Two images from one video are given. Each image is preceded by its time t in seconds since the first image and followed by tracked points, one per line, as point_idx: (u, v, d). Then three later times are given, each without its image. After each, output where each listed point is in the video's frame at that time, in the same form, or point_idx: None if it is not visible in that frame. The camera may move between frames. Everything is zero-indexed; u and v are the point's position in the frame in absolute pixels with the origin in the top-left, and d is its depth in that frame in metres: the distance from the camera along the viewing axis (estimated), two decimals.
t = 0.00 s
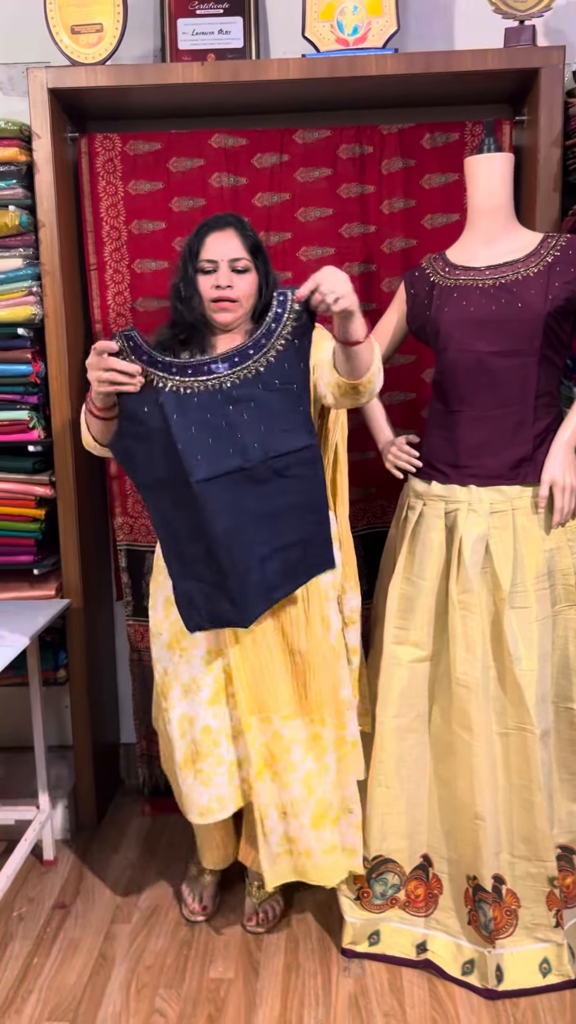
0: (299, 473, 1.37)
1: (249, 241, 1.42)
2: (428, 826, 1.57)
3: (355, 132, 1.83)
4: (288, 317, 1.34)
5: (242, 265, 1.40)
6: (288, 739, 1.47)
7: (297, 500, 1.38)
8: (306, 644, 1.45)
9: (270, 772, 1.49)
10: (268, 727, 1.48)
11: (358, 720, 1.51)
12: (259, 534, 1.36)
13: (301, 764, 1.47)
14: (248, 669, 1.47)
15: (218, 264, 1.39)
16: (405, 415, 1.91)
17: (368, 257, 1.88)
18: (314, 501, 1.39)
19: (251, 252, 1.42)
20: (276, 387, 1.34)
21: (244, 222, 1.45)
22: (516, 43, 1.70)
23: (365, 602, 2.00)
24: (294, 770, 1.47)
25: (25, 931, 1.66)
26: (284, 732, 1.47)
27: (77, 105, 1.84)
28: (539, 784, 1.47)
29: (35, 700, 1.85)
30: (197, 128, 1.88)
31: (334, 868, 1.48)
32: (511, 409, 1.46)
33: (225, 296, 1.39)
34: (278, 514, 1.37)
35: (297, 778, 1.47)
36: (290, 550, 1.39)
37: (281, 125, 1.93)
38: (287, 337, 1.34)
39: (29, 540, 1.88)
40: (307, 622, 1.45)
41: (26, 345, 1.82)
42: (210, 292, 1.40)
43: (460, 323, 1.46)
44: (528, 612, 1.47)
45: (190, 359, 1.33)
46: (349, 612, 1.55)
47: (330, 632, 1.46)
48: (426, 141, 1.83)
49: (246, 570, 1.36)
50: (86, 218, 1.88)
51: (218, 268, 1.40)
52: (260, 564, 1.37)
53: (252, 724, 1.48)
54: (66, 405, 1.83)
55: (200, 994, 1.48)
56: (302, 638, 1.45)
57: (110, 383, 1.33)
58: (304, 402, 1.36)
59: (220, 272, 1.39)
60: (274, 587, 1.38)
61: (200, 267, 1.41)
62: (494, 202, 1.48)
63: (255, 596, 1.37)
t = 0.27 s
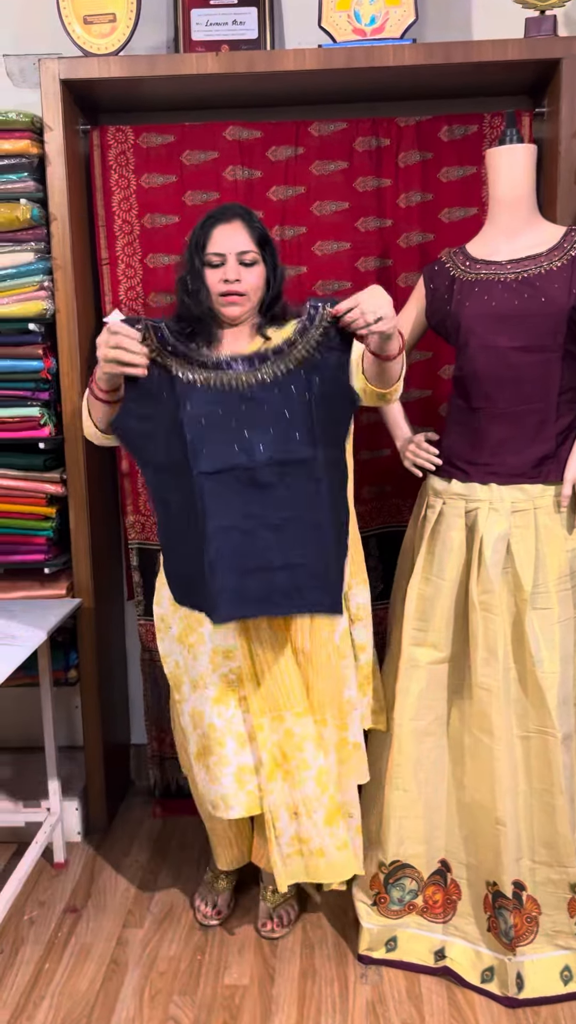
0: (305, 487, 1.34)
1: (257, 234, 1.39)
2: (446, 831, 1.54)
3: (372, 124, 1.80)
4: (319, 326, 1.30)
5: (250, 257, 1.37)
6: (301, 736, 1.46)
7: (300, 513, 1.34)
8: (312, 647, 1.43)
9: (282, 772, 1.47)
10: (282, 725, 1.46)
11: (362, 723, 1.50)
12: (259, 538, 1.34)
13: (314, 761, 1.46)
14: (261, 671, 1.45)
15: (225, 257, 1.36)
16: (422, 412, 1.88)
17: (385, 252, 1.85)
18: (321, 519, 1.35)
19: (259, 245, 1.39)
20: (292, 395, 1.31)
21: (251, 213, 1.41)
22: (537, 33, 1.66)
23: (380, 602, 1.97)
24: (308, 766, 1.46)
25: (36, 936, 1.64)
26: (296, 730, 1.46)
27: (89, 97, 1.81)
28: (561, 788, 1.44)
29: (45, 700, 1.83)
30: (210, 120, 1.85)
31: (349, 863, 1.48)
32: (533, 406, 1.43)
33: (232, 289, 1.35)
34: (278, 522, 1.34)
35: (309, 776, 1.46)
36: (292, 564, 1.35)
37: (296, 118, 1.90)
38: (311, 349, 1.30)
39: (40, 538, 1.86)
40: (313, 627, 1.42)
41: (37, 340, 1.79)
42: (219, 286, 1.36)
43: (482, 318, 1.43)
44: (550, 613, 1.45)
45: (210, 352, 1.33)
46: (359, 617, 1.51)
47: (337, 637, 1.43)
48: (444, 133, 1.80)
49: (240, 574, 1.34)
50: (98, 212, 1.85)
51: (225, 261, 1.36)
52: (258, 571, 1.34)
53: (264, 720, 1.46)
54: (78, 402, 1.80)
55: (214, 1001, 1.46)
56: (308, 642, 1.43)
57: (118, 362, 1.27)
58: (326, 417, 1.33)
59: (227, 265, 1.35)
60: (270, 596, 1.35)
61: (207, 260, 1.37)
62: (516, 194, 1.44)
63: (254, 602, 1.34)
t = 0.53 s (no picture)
0: (302, 472, 1.26)
1: (259, 220, 1.35)
2: (465, 834, 1.50)
3: (389, 110, 1.76)
4: (315, 319, 1.27)
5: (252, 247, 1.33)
6: (282, 744, 1.42)
7: (295, 504, 1.27)
8: (302, 653, 1.39)
9: (260, 780, 1.43)
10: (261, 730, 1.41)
11: (348, 730, 1.50)
12: (246, 527, 1.28)
13: (294, 770, 1.42)
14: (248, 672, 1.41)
15: (227, 247, 1.32)
16: (439, 405, 1.84)
17: (401, 242, 1.81)
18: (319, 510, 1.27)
19: (263, 231, 1.35)
20: (289, 380, 1.25)
21: (253, 199, 1.37)
22: (560, 16, 1.62)
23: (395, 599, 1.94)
24: (287, 776, 1.42)
25: (45, 939, 1.61)
26: (278, 737, 1.41)
27: (100, 83, 1.77)
28: None
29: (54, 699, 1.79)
30: (223, 107, 1.81)
31: (320, 880, 1.47)
32: (557, 400, 1.40)
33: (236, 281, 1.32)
34: (269, 512, 1.27)
35: (288, 784, 1.42)
36: (284, 556, 1.28)
37: (311, 104, 1.86)
38: (308, 341, 1.26)
39: (49, 533, 1.82)
40: (307, 637, 1.39)
41: (47, 331, 1.76)
42: (221, 277, 1.33)
43: (505, 309, 1.39)
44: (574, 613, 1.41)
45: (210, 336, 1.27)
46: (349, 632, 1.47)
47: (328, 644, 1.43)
48: (464, 120, 1.76)
49: (227, 565, 1.28)
50: (108, 201, 1.81)
51: (226, 252, 1.32)
52: (245, 562, 1.29)
53: (247, 725, 1.41)
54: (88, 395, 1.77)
55: (227, 1008, 1.43)
56: (299, 648, 1.39)
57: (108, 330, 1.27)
58: (325, 406, 1.26)
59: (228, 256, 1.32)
60: (258, 595, 1.29)
61: (208, 251, 1.33)
62: (540, 181, 1.40)
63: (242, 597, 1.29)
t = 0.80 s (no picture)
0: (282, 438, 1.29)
1: (247, 209, 1.30)
2: (477, 846, 1.44)
3: (400, 91, 1.69)
4: (296, 302, 1.31)
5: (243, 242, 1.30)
6: (246, 761, 1.36)
7: (276, 461, 1.29)
8: (281, 662, 1.37)
9: (223, 794, 1.38)
10: (228, 747, 1.36)
11: (334, 740, 1.42)
12: (230, 481, 1.27)
13: (255, 789, 1.36)
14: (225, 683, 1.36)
15: (216, 242, 1.29)
16: (449, 398, 1.78)
17: (412, 228, 1.74)
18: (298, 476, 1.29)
19: (252, 222, 1.31)
20: (271, 357, 1.28)
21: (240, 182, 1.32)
22: None
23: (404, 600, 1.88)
24: (247, 794, 1.36)
25: (40, 951, 1.55)
26: (243, 753, 1.36)
27: (99, 63, 1.70)
28: None
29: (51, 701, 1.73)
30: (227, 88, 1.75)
31: (265, 908, 1.38)
32: None
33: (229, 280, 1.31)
34: (251, 468, 1.28)
35: (247, 804, 1.36)
36: (265, 509, 1.28)
37: (318, 86, 1.79)
38: (289, 317, 1.30)
39: (47, 530, 1.77)
40: (286, 640, 1.37)
41: (44, 322, 1.69)
42: (211, 274, 1.31)
43: (522, 297, 1.32)
44: None
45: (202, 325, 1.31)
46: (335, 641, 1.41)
47: (315, 648, 1.37)
48: (477, 101, 1.69)
49: (214, 512, 1.26)
50: (108, 186, 1.75)
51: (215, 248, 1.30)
52: (228, 510, 1.27)
53: (220, 733, 1.38)
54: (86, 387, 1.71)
55: None
56: (276, 655, 1.37)
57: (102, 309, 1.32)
58: (305, 374, 1.28)
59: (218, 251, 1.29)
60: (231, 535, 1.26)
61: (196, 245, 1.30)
62: (559, 163, 1.33)
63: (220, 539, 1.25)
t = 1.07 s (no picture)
0: (275, 448, 1.27)
1: (241, 213, 1.24)
2: (482, 866, 1.39)
3: (404, 78, 1.62)
4: (290, 309, 1.29)
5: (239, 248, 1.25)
6: (227, 776, 1.33)
7: (272, 472, 1.27)
8: (284, 676, 1.31)
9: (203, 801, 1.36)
10: (210, 758, 1.33)
11: (339, 755, 1.35)
12: (226, 498, 1.27)
13: (233, 804, 1.34)
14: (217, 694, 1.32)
15: (208, 252, 1.24)
16: (453, 398, 1.72)
17: (416, 222, 1.68)
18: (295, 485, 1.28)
19: (246, 226, 1.25)
20: (265, 364, 1.26)
21: (234, 182, 1.25)
22: None
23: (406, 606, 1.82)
24: (225, 809, 1.34)
25: (28, 970, 1.50)
26: (225, 767, 1.33)
27: (92, 50, 1.64)
28: None
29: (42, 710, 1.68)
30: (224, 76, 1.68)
31: (226, 923, 1.36)
32: None
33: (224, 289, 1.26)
34: (248, 481, 1.27)
35: (225, 817, 1.34)
36: (262, 523, 1.28)
37: (319, 73, 1.73)
38: (284, 323, 1.28)
39: (38, 534, 1.71)
40: (287, 653, 1.30)
41: (35, 318, 1.64)
42: (204, 282, 1.26)
43: (530, 293, 1.26)
44: None
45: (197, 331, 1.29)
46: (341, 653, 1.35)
47: (317, 659, 1.32)
48: (484, 89, 1.62)
49: (210, 528, 1.28)
50: (101, 178, 1.69)
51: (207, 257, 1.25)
52: (225, 530, 1.28)
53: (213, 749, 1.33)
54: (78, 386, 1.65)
55: None
56: (277, 670, 1.31)
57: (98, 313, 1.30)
58: (300, 384, 1.27)
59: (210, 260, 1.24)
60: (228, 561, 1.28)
61: (188, 252, 1.26)
62: (570, 151, 1.26)
63: (220, 561, 1.28)
